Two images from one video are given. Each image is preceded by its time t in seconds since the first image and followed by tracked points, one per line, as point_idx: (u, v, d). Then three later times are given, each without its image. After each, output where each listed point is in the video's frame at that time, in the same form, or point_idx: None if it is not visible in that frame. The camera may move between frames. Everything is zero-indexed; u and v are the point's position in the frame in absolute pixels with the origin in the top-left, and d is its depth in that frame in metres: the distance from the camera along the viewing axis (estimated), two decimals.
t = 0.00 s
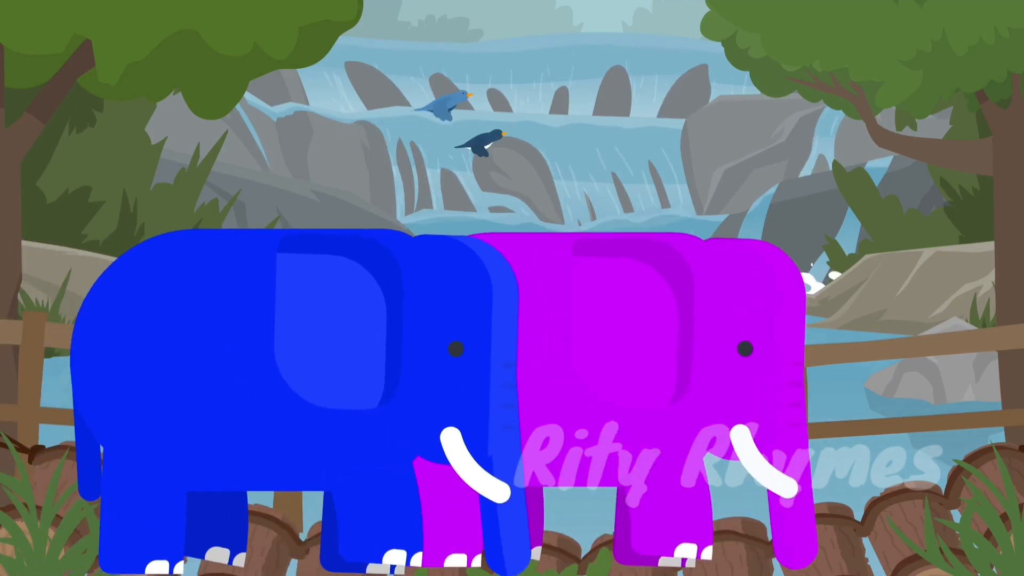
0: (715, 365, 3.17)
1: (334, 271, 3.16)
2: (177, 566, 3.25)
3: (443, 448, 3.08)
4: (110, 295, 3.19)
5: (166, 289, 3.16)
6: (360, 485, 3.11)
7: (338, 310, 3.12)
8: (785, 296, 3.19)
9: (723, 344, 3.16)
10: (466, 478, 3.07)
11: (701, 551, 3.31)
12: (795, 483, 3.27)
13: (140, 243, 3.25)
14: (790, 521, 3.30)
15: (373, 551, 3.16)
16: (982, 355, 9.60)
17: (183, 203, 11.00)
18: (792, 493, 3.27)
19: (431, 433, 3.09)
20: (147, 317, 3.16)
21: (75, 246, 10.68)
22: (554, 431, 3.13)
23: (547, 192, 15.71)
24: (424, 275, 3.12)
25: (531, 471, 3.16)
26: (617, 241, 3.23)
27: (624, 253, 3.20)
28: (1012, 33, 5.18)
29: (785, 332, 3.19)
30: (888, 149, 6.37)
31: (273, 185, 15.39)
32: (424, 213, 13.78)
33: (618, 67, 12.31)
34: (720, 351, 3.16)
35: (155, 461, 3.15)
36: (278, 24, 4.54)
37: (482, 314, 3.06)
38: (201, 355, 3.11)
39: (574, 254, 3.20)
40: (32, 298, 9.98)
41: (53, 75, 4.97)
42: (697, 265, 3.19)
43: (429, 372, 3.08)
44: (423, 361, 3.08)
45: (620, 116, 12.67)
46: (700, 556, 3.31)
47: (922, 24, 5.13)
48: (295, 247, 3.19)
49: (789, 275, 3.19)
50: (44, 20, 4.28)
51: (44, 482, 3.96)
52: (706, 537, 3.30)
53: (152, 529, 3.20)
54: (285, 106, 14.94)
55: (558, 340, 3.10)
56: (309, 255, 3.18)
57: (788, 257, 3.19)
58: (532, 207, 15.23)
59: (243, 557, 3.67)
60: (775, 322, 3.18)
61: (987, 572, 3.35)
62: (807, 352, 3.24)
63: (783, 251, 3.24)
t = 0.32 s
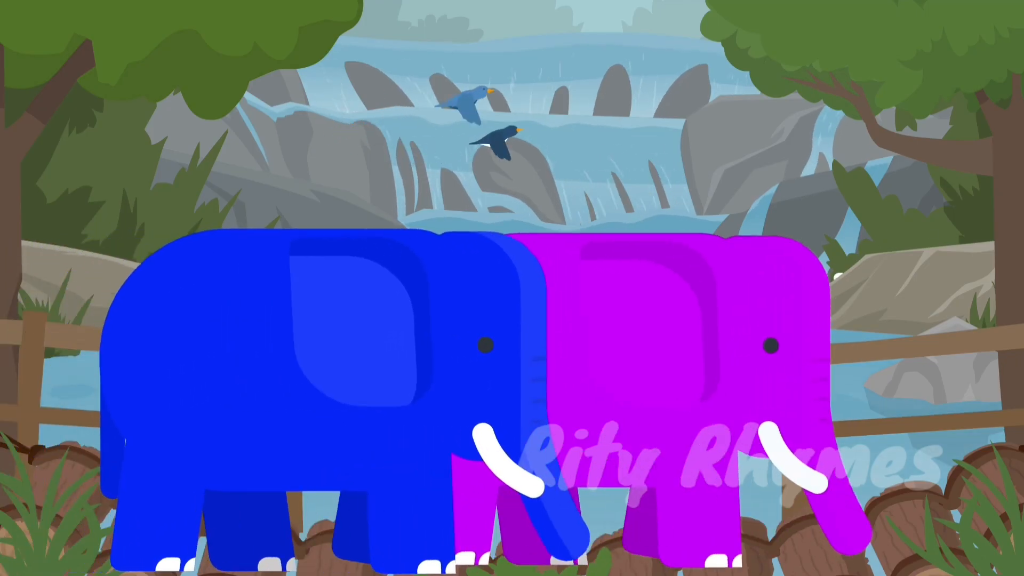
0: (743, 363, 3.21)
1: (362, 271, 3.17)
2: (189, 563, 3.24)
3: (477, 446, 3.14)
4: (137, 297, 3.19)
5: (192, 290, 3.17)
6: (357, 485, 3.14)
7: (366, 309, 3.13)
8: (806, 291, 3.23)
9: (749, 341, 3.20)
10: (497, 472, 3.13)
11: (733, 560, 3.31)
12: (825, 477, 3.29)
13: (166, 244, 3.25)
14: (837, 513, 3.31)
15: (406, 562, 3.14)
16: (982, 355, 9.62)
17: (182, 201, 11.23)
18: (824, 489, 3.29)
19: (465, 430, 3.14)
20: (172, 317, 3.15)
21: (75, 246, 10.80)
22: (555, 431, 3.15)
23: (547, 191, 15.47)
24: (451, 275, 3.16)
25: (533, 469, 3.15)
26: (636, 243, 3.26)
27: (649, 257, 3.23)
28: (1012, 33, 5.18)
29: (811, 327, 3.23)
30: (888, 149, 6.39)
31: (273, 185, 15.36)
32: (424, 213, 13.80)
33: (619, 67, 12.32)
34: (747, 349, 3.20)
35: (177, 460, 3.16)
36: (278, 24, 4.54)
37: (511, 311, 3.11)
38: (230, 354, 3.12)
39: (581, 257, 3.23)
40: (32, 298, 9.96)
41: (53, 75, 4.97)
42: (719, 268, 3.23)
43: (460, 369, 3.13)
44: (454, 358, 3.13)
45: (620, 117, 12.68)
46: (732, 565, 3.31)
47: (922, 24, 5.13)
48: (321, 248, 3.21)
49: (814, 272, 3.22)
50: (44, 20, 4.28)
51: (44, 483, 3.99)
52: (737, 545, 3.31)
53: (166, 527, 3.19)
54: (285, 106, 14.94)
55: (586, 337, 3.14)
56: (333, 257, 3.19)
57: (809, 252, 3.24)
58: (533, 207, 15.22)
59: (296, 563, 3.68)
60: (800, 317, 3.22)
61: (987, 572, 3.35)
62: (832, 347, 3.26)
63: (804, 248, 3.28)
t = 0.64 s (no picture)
0: (765, 367, 3.25)
1: (392, 270, 3.17)
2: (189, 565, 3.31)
3: (495, 449, 3.13)
4: (171, 287, 3.21)
5: (219, 284, 3.19)
6: (380, 486, 3.12)
7: (394, 308, 3.13)
8: (832, 298, 3.27)
9: (772, 346, 3.24)
10: (516, 478, 3.12)
11: (732, 560, 3.37)
12: (836, 485, 3.36)
13: (201, 238, 3.27)
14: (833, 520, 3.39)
15: (408, 560, 3.14)
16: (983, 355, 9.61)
17: (182, 201, 11.30)
18: (837, 499, 3.36)
19: (484, 433, 3.13)
20: (199, 312, 3.18)
21: (75, 246, 10.87)
22: (554, 431, 3.13)
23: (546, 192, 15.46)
24: (480, 277, 3.16)
25: (530, 469, 3.13)
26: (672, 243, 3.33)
27: (682, 256, 3.31)
28: (1012, 33, 5.18)
29: (835, 336, 3.27)
30: (887, 149, 6.39)
31: (273, 185, 15.43)
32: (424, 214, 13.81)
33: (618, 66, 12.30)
34: (770, 354, 3.24)
35: (198, 457, 3.18)
36: (278, 24, 4.54)
37: (538, 317, 3.10)
38: (251, 352, 3.14)
39: (610, 253, 3.30)
40: (32, 298, 9.96)
41: (53, 75, 4.97)
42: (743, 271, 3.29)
43: (485, 374, 3.11)
44: (479, 361, 3.12)
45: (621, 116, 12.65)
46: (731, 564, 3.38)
47: (923, 24, 5.13)
48: (358, 244, 3.22)
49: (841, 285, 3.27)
50: (44, 21, 4.28)
51: (44, 482, 3.99)
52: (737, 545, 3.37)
53: (178, 520, 3.26)
54: (285, 105, 14.91)
55: (620, 344, 3.18)
56: (361, 253, 3.20)
57: (835, 261, 3.29)
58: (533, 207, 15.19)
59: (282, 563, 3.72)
60: (825, 325, 3.26)
61: (987, 572, 3.35)
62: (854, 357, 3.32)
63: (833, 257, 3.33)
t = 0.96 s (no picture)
0: (791, 366, 3.32)
1: (426, 268, 3.27)
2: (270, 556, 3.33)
3: (523, 448, 3.20)
4: (194, 294, 3.29)
5: (254, 285, 3.26)
6: (380, 483, 3.21)
7: (428, 305, 3.24)
8: (858, 300, 3.36)
9: (799, 346, 3.32)
10: (542, 477, 3.18)
11: (740, 561, 3.40)
12: (860, 486, 3.42)
13: (234, 236, 3.34)
14: (837, 518, 3.49)
15: (420, 558, 3.24)
16: (983, 355, 9.60)
17: (182, 203, 11.58)
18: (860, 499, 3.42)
19: (513, 432, 3.21)
20: (233, 312, 3.25)
21: (75, 246, 10.89)
22: (553, 431, 3.20)
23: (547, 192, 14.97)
24: (512, 276, 3.24)
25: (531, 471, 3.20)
26: (703, 241, 3.37)
27: (710, 253, 3.36)
28: (1012, 33, 5.17)
29: (859, 338, 3.36)
30: (888, 149, 6.40)
31: (273, 185, 15.38)
32: (424, 214, 13.86)
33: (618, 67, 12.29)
34: (796, 353, 3.32)
35: (236, 455, 3.25)
36: (278, 24, 4.54)
37: (568, 316, 3.18)
38: (285, 351, 3.21)
39: (661, 253, 3.36)
40: (32, 298, 9.94)
41: (53, 75, 4.97)
42: (774, 271, 3.35)
43: (515, 373, 3.20)
44: (509, 361, 3.20)
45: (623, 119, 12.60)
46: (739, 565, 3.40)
47: (922, 24, 5.12)
48: (391, 244, 3.30)
49: (867, 288, 3.37)
50: (44, 21, 4.28)
51: (44, 482, 3.99)
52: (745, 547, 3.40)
53: (248, 514, 3.29)
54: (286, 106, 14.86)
55: (650, 345, 3.24)
56: (404, 253, 3.29)
57: (860, 260, 3.37)
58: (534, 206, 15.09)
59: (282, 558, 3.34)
60: (850, 325, 3.35)
61: (987, 572, 3.35)
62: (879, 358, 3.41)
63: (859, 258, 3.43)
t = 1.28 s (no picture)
0: (814, 361, 3.32)
1: (444, 267, 3.28)
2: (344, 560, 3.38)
3: (558, 439, 3.23)
4: (223, 296, 3.30)
5: (282, 286, 3.27)
6: (380, 483, 3.26)
7: (451, 304, 3.25)
8: (880, 291, 3.37)
9: (823, 341, 3.33)
10: (579, 469, 3.17)
11: (754, 563, 3.41)
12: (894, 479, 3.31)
13: (259, 239, 3.35)
14: (859, 509, 3.52)
15: (438, 559, 3.31)
16: (983, 355, 9.59)
17: (182, 202, 11.75)
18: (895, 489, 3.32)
19: (550, 424, 3.23)
20: (263, 314, 3.27)
21: (75, 246, 10.91)
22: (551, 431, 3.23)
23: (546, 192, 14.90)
24: (537, 272, 3.27)
25: (531, 472, 3.28)
26: (717, 242, 3.35)
27: (717, 255, 3.33)
28: (1012, 33, 5.17)
29: (885, 330, 3.37)
30: (888, 149, 6.40)
31: (273, 185, 15.39)
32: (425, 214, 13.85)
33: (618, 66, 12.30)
34: (819, 347, 3.33)
35: (267, 452, 3.27)
36: (278, 24, 4.54)
37: (596, 309, 3.22)
38: (313, 351, 3.23)
39: (669, 255, 3.33)
40: (32, 297, 9.91)
41: (53, 75, 4.96)
42: (794, 267, 3.36)
43: (545, 367, 3.23)
44: (539, 356, 3.23)
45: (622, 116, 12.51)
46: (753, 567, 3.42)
47: (923, 24, 5.12)
48: (408, 245, 3.31)
49: (889, 280, 3.38)
50: (44, 21, 4.28)
51: (44, 482, 3.99)
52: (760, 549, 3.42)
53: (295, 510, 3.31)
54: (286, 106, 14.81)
55: (668, 345, 3.24)
56: (422, 253, 3.29)
57: (880, 252, 3.39)
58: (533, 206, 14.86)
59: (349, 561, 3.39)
60: (873, 317, 3.36)
61: (987, 571, 3.33)
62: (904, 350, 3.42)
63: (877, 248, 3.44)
